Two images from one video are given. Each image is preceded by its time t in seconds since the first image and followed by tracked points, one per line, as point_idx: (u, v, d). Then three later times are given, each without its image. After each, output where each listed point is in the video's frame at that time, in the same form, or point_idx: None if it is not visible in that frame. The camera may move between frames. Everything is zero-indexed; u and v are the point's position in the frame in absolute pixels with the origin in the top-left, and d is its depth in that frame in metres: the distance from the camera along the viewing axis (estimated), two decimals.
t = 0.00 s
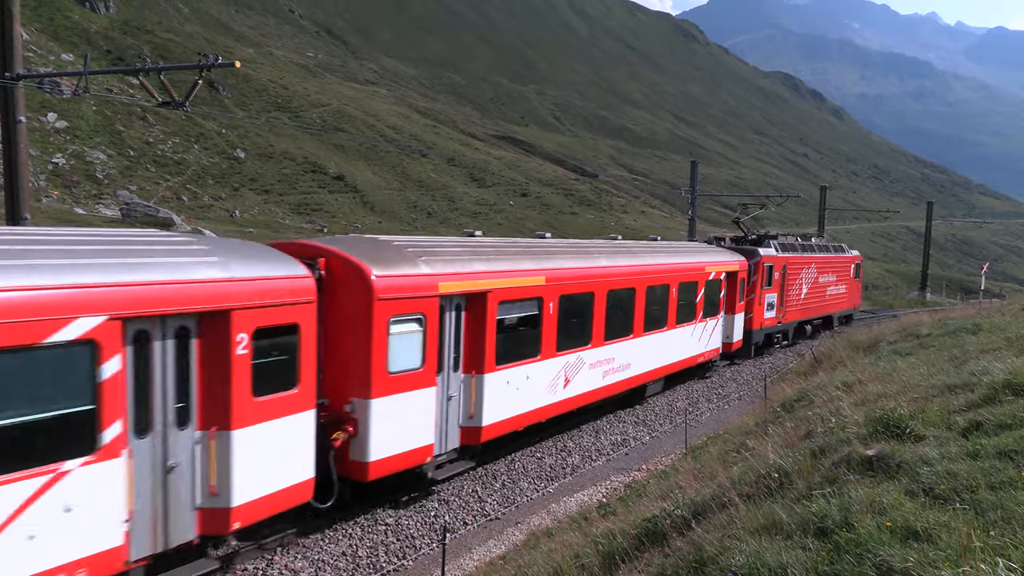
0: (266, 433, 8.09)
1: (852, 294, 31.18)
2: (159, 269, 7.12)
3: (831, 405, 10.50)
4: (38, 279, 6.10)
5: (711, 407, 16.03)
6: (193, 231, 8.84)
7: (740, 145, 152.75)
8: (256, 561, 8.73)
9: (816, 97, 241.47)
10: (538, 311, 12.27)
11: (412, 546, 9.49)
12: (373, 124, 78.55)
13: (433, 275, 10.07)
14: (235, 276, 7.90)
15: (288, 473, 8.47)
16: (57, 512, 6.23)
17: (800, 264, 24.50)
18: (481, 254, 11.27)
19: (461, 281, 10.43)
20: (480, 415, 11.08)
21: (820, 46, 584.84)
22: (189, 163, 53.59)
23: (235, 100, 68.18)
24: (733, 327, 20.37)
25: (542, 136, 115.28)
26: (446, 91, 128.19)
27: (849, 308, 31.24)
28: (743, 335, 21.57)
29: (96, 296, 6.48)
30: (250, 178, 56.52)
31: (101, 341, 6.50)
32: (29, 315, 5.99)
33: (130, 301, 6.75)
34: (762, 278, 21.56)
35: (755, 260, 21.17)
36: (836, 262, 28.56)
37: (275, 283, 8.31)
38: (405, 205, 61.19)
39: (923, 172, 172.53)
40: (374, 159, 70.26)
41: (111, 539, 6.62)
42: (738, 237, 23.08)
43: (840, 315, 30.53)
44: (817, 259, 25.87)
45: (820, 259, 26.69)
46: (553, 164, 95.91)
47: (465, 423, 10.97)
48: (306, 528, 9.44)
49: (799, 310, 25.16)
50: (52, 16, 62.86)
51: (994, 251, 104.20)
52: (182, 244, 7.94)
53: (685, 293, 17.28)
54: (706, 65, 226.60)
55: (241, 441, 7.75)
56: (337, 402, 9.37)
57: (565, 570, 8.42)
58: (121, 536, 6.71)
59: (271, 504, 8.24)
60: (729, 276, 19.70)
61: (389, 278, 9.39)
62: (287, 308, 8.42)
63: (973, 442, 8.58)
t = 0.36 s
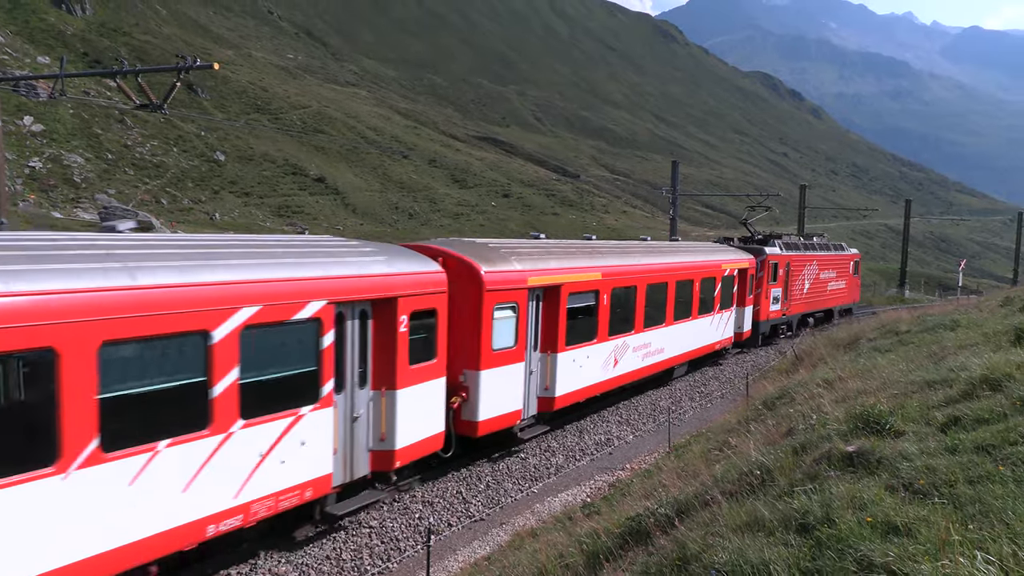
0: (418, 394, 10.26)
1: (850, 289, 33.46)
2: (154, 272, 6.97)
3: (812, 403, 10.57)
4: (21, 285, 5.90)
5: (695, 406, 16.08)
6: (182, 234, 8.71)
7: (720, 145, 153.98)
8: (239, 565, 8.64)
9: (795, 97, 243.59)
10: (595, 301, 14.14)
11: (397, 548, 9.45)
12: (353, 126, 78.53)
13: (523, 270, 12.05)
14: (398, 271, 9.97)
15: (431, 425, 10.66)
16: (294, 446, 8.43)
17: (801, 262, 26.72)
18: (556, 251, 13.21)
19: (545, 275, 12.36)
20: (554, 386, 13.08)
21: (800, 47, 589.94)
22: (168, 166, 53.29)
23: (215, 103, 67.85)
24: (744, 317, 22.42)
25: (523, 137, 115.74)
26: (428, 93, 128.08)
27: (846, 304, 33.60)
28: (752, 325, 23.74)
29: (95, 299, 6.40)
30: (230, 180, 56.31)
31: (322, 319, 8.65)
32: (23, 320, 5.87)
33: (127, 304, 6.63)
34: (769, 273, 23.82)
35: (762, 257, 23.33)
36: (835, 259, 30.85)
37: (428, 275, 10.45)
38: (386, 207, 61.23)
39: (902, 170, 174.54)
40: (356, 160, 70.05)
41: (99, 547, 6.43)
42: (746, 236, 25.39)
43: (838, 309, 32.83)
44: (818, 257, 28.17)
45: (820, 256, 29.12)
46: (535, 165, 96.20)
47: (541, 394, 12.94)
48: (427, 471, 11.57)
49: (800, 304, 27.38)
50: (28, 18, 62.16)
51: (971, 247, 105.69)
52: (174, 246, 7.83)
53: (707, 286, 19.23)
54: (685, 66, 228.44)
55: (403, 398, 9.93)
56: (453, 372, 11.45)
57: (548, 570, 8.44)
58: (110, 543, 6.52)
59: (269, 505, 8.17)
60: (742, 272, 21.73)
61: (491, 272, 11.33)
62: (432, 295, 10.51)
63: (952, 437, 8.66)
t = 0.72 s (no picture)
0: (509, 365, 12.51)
1: (851, 289, 35.57)
2: (155, 271, 7.01)
3: (794, 404, 10.63)
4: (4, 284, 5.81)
5: (677, 407, 16.13)
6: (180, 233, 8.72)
7: (704, 148, 154.96)
8: (219, 568, 8.53)
9: (778, 100, 245.32)
10: (631, 294, 16.26)
11: (379, 549, 9.39)
12: (337, 124, 78.45)
13: (580, 267, 14.13)
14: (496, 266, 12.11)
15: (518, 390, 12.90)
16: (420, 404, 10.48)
17: (802, 263, 28.87)
18: (603, 251, 15.44)
19: (596, 271, 14.44)
20: (600, 366, 15.21)
21: (784, 51, 594.23)
22: (150, 164, 52.99)
23: (198, 100, 67.50)
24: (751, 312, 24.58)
25: (507, 137, 116.09)
26: (412, 92, 127.89)
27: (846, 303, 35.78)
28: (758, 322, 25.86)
29: (86, 299, 6.34)
30: (213, 179, 55.98)
31: (446, 305, 10.80)
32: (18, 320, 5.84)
33: (118, 304, 6.59)
34: (773, 274, 25.84)
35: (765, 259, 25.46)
36: (835, 260, 33.03)
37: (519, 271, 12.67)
38: (370, 207, 61.15)
39: (883, 172, 176.42)
40: (339, 159, 69.79)
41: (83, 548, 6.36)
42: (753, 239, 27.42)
43: (840, 307, 34.98)
44: (820, 258, 30.36)
45: (822, 258, 31.24)
46: (519, 165, 96.49)
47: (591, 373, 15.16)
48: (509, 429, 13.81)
49: (802, 301, 29.51)
50: (8, 13, 61.50)
51: (951, 250, 106.80)
52: (172, 245, 7.84)
53: (719, 283, 21.42)
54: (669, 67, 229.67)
55: (496, 370, 12.13)
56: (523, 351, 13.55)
57: (531, 571, 8.42)
58: (101, 541, 6.45)
59: (264, 501, 8.13)
60: (748, 272, 23.91)
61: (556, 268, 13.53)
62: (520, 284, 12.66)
63: (931, 439, 8.74)
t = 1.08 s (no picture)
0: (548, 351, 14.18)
1: (845, 292, 37.95)
2: (176, 273, 7.38)
3: (772, 406, 10.70)
4: (13, 285, 5.97)
5: (657, 409, 16.18)
6: (176, 237, 8.90)
7: (684, 153, 156.21)
8: None
9: (758, 104, 247.68)
10: (652, 292, 18.27)
11: (359, 553, 9.30)
12: (316, 126, 78.34)
13: (610, 266, 16.09)
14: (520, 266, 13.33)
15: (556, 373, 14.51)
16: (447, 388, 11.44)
17: (799, 266, 31.10)
18: (628, 252, 17.32)
19: (624, 270, 16.37)
20: (627, 354, 17.20)
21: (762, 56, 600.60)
22: (127, 165, 52.63)
23: (176, 101, 67.12)
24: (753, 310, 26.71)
25: (487, 141, 116.57)
26: (393, 95, 127.83)
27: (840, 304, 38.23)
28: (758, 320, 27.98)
29: (91, 300, 6.52)
30: (192, 181, 55.55)
31: (518, 297, 13.05)
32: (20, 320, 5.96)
33: (122, 304, 6.76)
34: (772, 275, 27.98)
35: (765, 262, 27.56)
36: (831, 263, 35.40)
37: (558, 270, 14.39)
38: (350, 209, 60.98)
39: (861, 177, 178.63)
40: (319, 161, 69.47)
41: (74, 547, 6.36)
42: (754, 243, 29.64)
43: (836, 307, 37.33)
44: (816, 261, 32.69)
45: (818, 261, 33.63)
46: (500, 168, 96.85)
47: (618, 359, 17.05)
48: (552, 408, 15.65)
49: (799, 302, 31.76)
50: None
51: (927, 254, 107.97)
52: (171, 250, 8.01)
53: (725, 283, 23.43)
54: (648, 72, 231.50)
55: (552, 354, 14.22)
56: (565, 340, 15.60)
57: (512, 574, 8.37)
58: (91, 542, 6.50)
59: (257, 498, 8.22)
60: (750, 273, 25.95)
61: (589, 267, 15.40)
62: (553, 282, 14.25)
63: (908, 441, 8.81)
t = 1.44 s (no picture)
0: (586, 340, 16.05)
1: (846, 292, 40.22)
2: (202, 275, 7.71)
3: (757, 409, 10.77)
4: (44, 287, 6.24)
5: (643, 412, 16.27)
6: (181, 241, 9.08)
7: (670, 156, 157.13)
8: None
9: (744, 106, 248.72)
10: (672, 290, 20.19)
11: (345, 558, 9.30)
12: (302, 129, 78.37)
13: (638, 267, 17.93)
14: (564, 265, 15.10)
15: (590, 360, 16.34)
16: (506, 369, 13.19)
17: (802, 268, 33.33)
18: (652, 253, 19.14)
19: (648, 271, 18.24)
20: (650, 345, 19.17)
21: (748, 58, 603.13)
22: (111, 169, 52.38)
23: (160, 105, 66.93)
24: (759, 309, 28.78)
25: (473, 144, 116.85)
26: (380, 97, 127.78)
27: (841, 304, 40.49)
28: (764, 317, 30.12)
29: (116, 300, 6.77)
30: (177, 184, 55.36)
31: (567, 293, 15.02)
32: (48, 318, 6.19)
33: (146, 304, 7.03)
34: (778, 276, 30.15)
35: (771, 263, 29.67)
36: (832, 265, 37.70)
37: (596, 270, 16.19)
38: (336, 212, 60.84)
39: (845, 180, 179.85)
40: (304, 164, 69.30)
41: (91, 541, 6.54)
42: (760, 246, 31.82)
43: (836, 308, 39.60)
44: (818, 264, 34.95)
45: (821, 264, 35.96)
46: (486, 172, 97.15)
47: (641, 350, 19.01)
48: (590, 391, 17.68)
49: (801, 301, 33.99)
50: None
51: (910, 255, 108.50)
52: (184, 254, 8.21)
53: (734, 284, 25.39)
54: (634, 75, 232.60)
55: (593, 342, 16.20)
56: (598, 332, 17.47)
57: None
58: (108, 535, 6.68)
59: (259, 497, 8.31)
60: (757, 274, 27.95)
61: (620, 268, 17.21)
62: (592, 280, 16.05)
63: (890, 442, 8.88)
